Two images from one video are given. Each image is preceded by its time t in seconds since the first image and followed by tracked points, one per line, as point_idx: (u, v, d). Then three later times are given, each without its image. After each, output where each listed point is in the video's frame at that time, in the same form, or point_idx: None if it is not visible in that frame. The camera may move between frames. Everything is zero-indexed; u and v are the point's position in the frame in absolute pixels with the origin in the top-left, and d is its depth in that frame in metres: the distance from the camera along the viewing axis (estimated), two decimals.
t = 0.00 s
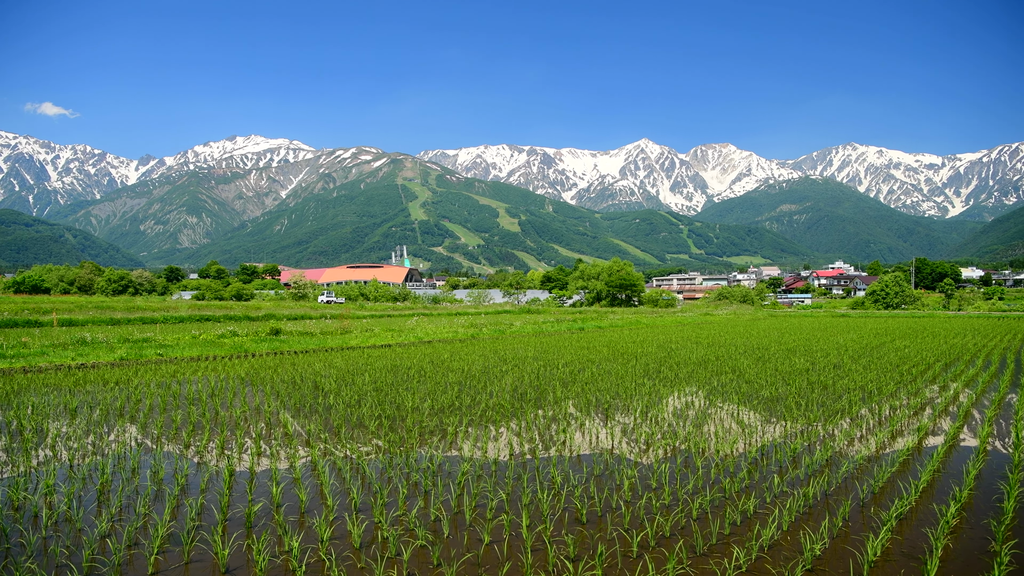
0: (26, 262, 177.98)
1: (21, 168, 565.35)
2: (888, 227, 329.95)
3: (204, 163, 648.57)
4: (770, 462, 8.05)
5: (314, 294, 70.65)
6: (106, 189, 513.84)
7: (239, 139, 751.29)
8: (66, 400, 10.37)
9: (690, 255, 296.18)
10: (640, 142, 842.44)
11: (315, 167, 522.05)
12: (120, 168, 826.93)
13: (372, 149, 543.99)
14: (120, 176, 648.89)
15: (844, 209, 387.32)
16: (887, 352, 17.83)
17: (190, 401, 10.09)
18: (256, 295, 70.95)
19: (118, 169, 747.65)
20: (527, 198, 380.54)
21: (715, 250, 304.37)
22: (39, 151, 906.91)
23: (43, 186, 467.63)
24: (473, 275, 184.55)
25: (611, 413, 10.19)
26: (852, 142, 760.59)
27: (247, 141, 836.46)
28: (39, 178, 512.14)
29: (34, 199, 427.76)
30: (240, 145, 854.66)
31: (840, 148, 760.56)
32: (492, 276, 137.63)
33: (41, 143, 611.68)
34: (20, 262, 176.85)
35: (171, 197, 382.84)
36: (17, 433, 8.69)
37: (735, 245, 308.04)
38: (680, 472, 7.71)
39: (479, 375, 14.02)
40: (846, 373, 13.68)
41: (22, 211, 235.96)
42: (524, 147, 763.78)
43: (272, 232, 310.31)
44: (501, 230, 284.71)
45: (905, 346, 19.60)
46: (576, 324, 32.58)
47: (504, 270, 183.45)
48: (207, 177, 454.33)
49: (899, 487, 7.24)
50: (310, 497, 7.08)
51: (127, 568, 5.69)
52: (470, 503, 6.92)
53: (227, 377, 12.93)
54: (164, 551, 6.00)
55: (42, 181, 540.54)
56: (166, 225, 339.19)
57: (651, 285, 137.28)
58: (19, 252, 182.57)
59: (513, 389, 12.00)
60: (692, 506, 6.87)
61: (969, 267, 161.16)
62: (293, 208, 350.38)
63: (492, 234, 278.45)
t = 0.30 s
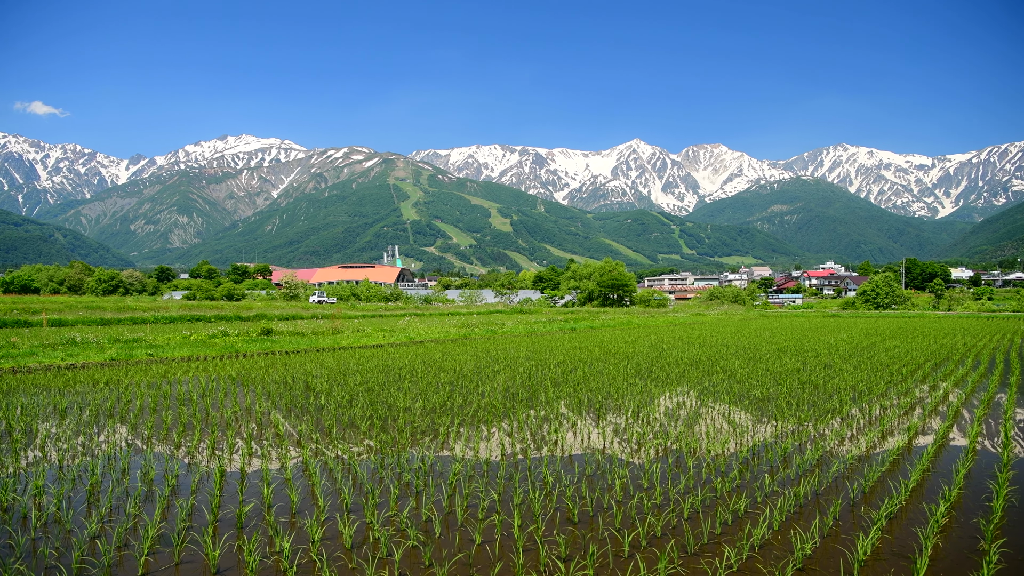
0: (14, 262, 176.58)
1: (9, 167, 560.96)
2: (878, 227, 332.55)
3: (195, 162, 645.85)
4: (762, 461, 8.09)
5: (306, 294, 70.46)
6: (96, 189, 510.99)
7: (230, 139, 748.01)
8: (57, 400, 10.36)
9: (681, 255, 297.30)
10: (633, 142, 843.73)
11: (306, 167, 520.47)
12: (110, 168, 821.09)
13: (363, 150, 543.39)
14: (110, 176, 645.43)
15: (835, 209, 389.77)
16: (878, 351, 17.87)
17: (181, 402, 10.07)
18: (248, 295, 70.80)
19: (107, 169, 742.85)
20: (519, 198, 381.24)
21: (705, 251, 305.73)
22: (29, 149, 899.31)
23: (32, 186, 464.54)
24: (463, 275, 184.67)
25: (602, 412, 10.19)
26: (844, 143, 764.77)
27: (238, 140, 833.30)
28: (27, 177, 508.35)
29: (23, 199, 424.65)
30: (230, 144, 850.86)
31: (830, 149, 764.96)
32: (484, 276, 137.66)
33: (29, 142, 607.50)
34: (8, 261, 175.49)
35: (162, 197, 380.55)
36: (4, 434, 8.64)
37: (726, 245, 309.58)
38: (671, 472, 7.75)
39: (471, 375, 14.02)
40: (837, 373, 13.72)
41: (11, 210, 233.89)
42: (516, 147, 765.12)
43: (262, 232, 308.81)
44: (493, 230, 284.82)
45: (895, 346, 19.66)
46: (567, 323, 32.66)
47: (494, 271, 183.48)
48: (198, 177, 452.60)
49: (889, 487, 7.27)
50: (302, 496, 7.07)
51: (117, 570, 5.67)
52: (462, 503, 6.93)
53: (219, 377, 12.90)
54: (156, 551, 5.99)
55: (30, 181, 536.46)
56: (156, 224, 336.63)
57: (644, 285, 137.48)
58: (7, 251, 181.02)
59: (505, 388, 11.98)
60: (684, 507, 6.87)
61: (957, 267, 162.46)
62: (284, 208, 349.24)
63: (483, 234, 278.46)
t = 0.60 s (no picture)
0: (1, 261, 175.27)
1: None
2: (869, 228, 335.15)
3: (186, 162, 642.59)
4: (751, 460, 8.12)
5: (296, 294, 70.21)
6: (85, 188, 507.59)
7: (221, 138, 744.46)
8: (46, 400, 10.27)
9: (673, 255, 298.35)
10: (627, 143, 845.49)
11: (297, 166, 518.88)
12: (100, 167, 814.36)
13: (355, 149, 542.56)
14: (100, 175, 641.79)
15: (826, 210, 392.38)
16: (868, 351, 17.93)
17: (171, 402, 10.04)
18: (238, 295, 70.50)
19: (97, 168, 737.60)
20: (511, 198, 381.83)
21: (697, 251, 306.66)
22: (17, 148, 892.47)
23: (20, 186, 460.97)
24: (455, 275, 184.74)
25: (594, 412, 10.19)
26: (836, 143, 768.83)
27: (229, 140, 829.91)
28: (15, 176, 504.32)
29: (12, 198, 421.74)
30: (221, 143, 846.19)
31: (822, 149, 768.83)
32: (476, 276, 137.47)
33: (16, 140, 602.66)
34: None
35: (152, 197, 378.50)
36: None
37: (717, 246, 310.83)
38: (663, 472, 7.76)
39: (463, 375, 14.06)
40: (827, 373, 13.78)
41: None
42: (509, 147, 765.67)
43: (253, 232, 307.61)
44: (485, 230, 284.86)
45: (885, 346, 19.75)
46: (559, 323, 32.74)
47: (486, 271, 183.94)
48: (189, 177, 450.37)
49: (879, 486, 7.30)
50: (291, 497, 7.06)
51: (106, 570, 5.66)
52: (453, 504, 6.92)
53: (209, 377, 12.84)
54: (145, 554, 5.94)
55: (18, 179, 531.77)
56: (147, 224, 334.72)
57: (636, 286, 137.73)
58: None
59: (496, 389, 11.97)
60: (675, 506, 6.89)
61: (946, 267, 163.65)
62: (276, 208, 348.26)
63: (476, 234, 278.43)
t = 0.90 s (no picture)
0: None
1: None
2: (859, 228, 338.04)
3: (176, 161, 639.70)
4: (743, 461, 8.13)
5: (287, 295, 69.91)
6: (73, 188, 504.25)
7: (211, 138, 740.76)
8: (35, 401, 10.22)
9: (664, 255, 299.22)
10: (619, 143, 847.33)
11: (288, 166, 518.06)
12: (89, 166, 806.85)
13: (347, 149, 541.57)
14: (88, 175, 637.48)
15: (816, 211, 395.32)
16: (858, 351, 18.00)
17: (160, 402, 9.98)
18: (229, 295, 70.32)
19: (85, 168, 731.55)
20: (502, 198, 382.31)
21: (688, 252, 307.97)
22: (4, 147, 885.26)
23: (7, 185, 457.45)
24: (446, 275, 184.62)
25: (585, 412, 10.22)
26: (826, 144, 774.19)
27: (220, 140, 826.55)
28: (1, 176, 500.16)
29: None
30: (211, 142, 840.49)
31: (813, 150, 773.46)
32: (467, 276, 137.49)
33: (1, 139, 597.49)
34: None
35: (142, 196, 376.20)
36: None
37: (708, 246, 312.28)
38: (654, 472, 7.75)
39: (455, 375, 14.04)
40: (816, 373, 13.85)
41: None
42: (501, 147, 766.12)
43: (244, 232, 306.43)
44: (476, 230, 284.88)
45: (875, 346, 19.84)
46: (550, 323, 32.82)
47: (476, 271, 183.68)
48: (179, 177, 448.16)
49: (868, 486, 7.34)
50: (282, 498, 7.05)
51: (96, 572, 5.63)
52: (444, 505, 6.90)
53: (199, 378, 12.79)
54: (134, 555, 5.91)
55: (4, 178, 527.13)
56: (137, 224, 332.72)
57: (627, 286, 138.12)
58: None
59: (488, 389, 11.98)
60: (665, 506, 6.89)
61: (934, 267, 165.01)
62: (267, 208, 347.12)
63: (467, 234, 278.33)
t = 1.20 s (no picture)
0: None
1: None
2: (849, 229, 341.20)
3: (164, 160, 635.60)
4: (734, 460, 8.16)
5: (278, 294, 69.75)
6: (61, 187, 500.54)
7: (200, 137, 736.63)
8: (23, 401, 10.15)
9: (654, 255, 300.10)
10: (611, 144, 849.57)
11: (279, 166, 516.27)
12: (78, 166, 800.31)
13: (338, 149, 540.25)
14: (76, 174, 632.55)
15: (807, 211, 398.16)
16: (847, 351, 18.06)
17: (150, 402, 9.92)
18: (219, 295, 70.07)
19: (74, 166, 725.63)
20: (493, 198, 382.83)
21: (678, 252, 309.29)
22: None
23: None
24: (437, 275, 184.41)
25: (576, 411, 10.28)
26: (817, 145, 779.03)
27: (209, 138, 821.05)
28: None
29: None
30: (201, 142, 835.60)
31: (804, 151, 776.95)
32: (459, 276, 137.35)
33: None
34: None
35: (131, 196, 373.96)
36: None
37: (699, 246, 313.77)
38: (645, 470, 7.77)
39: (446, 375, 14.07)
40: (808, 372, 13.88)
41: None
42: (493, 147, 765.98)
43: (234, 232, 305.08)
44: (467, 230, 284.79)
45: (864, 346, 19.93)
46: (541, 323, 32.88)
47: (467, 271, 183.82)
48: (169, 176, 445.83)
49: (856, 485, 7.38)
50: (273, 498, 7.03)
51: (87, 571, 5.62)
52: (436, 503, 6.91)
53: (188, 379, 12.64)
54: (123, 557, 5.90)
55: None
56: (126, 223, 330.15)
57: (619, 287, 138.49)
58: None
59: (480, 389, 11.96)
60: (655, 504, 6.93)
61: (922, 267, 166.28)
62: (257, 208, 345.88)
63: (458, 234, 278.15)
